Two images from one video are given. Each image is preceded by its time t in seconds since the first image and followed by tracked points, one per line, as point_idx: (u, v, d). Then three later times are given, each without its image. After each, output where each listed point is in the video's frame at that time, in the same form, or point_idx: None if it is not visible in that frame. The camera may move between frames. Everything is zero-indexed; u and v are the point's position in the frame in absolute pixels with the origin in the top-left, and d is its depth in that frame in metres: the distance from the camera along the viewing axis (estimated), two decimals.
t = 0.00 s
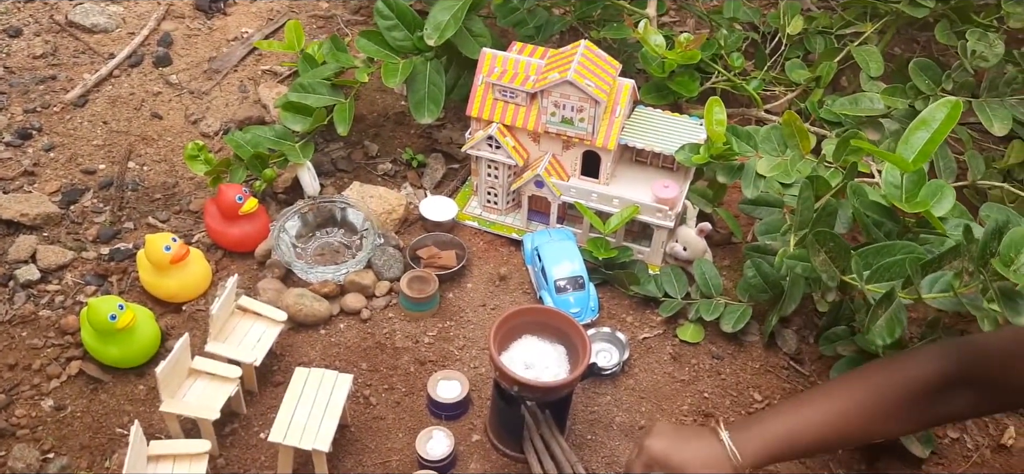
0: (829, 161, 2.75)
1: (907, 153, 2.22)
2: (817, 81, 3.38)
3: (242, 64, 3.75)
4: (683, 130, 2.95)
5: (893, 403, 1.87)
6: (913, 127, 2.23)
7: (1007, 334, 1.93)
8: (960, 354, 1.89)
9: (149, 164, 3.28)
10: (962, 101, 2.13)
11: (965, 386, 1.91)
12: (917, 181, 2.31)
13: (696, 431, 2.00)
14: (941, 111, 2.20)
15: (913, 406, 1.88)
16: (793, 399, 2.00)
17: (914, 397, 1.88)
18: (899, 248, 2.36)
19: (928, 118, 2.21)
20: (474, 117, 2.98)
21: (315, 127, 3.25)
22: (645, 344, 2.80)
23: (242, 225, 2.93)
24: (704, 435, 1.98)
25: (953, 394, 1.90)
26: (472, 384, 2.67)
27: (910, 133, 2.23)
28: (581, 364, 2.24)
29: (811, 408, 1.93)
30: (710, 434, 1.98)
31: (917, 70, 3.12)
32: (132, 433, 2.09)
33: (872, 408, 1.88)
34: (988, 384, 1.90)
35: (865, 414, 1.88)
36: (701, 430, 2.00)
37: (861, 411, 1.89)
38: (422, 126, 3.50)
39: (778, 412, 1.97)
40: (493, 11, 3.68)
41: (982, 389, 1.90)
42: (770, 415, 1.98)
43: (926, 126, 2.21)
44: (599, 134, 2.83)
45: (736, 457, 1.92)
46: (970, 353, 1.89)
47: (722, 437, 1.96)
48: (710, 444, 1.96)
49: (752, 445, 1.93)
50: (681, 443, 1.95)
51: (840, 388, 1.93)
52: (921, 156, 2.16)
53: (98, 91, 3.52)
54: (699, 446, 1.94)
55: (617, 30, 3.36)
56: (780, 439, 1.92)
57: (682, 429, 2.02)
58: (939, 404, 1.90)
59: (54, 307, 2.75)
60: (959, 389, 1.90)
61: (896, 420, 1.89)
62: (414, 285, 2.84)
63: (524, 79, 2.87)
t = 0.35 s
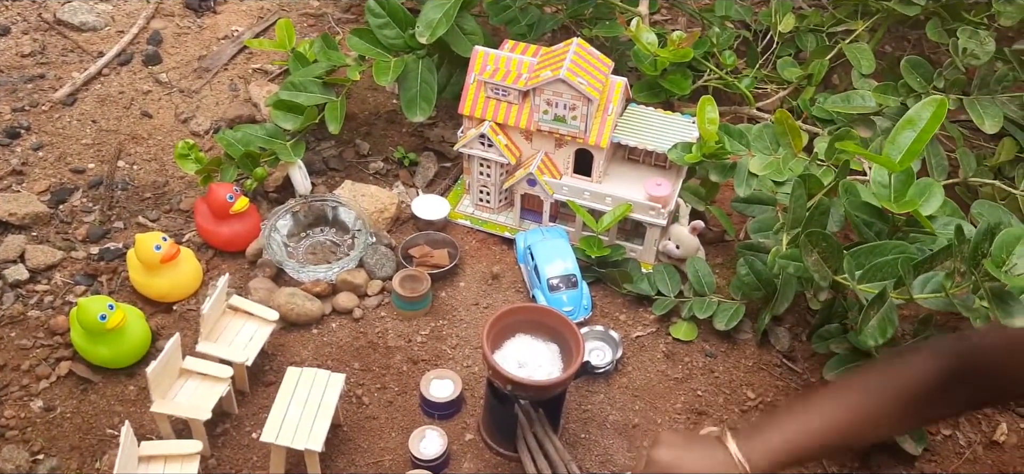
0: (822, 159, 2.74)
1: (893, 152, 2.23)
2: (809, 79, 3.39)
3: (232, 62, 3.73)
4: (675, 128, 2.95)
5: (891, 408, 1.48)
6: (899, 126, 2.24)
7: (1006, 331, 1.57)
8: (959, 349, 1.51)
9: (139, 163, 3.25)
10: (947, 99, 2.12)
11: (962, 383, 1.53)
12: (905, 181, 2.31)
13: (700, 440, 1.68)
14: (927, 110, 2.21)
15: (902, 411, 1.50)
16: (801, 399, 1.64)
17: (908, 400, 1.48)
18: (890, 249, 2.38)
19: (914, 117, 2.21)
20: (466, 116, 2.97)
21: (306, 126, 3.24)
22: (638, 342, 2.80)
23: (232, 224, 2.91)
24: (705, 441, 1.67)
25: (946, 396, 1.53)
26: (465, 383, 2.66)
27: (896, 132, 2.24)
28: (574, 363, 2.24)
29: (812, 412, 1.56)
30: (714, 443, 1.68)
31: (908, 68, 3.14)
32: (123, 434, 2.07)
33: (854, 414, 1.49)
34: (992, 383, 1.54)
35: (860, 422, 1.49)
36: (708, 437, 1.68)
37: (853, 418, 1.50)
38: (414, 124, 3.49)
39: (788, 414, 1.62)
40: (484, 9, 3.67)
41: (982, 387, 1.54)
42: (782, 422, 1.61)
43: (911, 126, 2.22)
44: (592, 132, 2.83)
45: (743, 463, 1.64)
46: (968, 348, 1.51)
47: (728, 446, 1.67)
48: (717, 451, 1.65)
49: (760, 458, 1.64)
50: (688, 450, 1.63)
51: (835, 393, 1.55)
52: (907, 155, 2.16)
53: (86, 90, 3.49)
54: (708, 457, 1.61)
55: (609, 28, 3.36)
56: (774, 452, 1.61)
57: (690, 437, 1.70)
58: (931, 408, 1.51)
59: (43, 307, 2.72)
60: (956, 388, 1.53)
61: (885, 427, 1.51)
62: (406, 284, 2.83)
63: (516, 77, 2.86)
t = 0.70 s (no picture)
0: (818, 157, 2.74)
1: (892, 149, 2.22)
2: (804, 77, 3.39)
3: (227, 60, 3.71)
4: (671, 125, 2.95)
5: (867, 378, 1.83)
6: (898, 122, 2.23)
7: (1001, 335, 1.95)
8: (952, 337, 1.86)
9: (133, 161, 3.24)
10: (948, 96, 2.11)
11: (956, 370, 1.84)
12: (903, 177, 2.31)
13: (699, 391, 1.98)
14: (927, 107, 2.19)
15: (895, 381, 1.83)
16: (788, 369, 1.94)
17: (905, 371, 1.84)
18: (890, 249, 2.34)
19: (914, 114, 2.20)
20: (461, 113, 2.97)
21: (301, 124, 3.23)
22: (634, 341, 2.79)
23: (227, 222, 2.90)
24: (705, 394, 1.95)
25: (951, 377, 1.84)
26: (460, 381, 2.66)
27: (895, 129, 2.23)
28: (571, 361, 2.24)
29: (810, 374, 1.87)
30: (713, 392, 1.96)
31: (903, 66, 3.14)
32: (117, 433, 2.06)
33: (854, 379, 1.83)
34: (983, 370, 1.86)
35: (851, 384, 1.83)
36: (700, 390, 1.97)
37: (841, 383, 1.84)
38: (409, 122, 3.48)
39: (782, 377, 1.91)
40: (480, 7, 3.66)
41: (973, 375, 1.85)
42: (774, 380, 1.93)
43: (911, 122, 2.20)
44: (588, 130, 2.82)
45: (738, 414, 1.88)
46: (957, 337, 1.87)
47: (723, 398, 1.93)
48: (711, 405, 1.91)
49: (754, 405, 1.89)
50: (678, 399, 1.92)
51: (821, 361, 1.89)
52: (907, 151, 2.16)
53: (80, 87, 3.48)
54: (701, 401, 1.92)
55: (605, 26, 3.36)
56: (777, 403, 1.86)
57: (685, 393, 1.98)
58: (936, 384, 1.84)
59: (37, 306, 2.71)
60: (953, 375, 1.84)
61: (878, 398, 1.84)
62: (402, 282, 2.82)
63: (512, 75, 2.86)
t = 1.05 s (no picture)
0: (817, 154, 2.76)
1: (890, 145, 2.24)
2: (802, 75, 3.39)
3: (223, 58, 3.70)
4: (669, 123, 2.94)
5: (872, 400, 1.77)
6: (897, 119, 2.25)
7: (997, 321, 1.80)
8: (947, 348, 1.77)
9: (130, 159, 3.23)
10: (945, 92, 2.16)
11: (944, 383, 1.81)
12: (902, 173, 2.32)
13: (690, 434, 1.97)
14: (925, 103, 2.23)
15: (889, 406, 1.78)
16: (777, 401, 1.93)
17: (897, 395, 1.77)
18: (885, 240, 2.37)
19: (912, 110, 2.23)
20: (459, 111, 2.96)
21: (298, 122, 3.22)
22: (632, 339, 2.79)
23: (224, 221, 2.90)
24: (698, 438, 1.94)
25: (929, 391, 1.80)
26: (458, 380, 2.66)
27: (893, 125, 2.25)
28: (569, 360, 2.23)
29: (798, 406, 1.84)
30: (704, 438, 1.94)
31: (902, 64, 3.16)
32: (113, 432, 2.05)
33: (845, 414, 1.79)
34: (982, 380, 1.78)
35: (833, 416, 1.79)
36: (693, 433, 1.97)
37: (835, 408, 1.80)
38: (406, 120, 3.47)
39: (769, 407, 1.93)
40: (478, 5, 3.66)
41: (969, 386, 1.78)
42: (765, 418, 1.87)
43: (909, 118, 2.23)
44: (586, 129, 2.82)
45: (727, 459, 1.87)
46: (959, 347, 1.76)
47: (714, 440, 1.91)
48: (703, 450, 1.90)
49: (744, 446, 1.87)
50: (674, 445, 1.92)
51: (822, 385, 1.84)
52: (905, 147, 2.18)
53: (76, 85, 3.46)
54: (693, 447, 1.91)
55: (602, 24, 3.36)
56: (771, 445, 1.85)
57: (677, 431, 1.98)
58: (921, 403, 1.80)
59: (33, 304, 2.70)
60: (941, 386, 1.80)
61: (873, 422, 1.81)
62: (399, 280, 2.82)
63: (510, 73, 2.85)
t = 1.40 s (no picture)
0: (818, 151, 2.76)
1: (896, 142, 2.25)
2: (802, 73, 3.39)
3: (223, 55, 3.70)
4: (669, 121, 2.94)
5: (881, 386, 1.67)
6: (903, 116, 2.26)
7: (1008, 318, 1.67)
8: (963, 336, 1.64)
9: (129, 156, 3.22)
10: (952, 90, 2.16)
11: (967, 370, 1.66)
12: (906, 171, 2.34)
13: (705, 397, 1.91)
14: (932, 101, 2.23)
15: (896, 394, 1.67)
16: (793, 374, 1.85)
17: (906, 381, 1.65)
18: (892, 240, 2.35)
19: (918, 107, 2.23)
20: (459, 109, 2.95)
21: (298, 119, 3.21)
22: (632, 337, 2.79)
23: (224, 218, 2.89)
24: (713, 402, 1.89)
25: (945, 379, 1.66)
26: (458, 377, 2.65)
27: (900, 122, 2.25)
28: (569, 357, 2.23)
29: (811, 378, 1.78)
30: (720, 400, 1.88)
31: (903, 62, 3.14)
32: (113, 430, 2.05)
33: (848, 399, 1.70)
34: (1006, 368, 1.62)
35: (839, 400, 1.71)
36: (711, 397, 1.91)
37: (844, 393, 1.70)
38: (406, 118, 3.47)
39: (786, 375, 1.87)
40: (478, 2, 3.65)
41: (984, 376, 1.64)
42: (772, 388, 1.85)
43: (915, 116, 2.23)
44: (586, 126, 2.81)
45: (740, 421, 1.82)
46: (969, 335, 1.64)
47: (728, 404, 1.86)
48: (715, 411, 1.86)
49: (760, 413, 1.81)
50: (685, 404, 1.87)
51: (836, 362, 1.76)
52: (911, 145, 2.19)
53: (75, 82, 3.46)
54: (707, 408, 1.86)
55: (603, 22, 3.35)
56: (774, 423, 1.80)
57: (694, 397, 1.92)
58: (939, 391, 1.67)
59: (32, 302, 2.70)
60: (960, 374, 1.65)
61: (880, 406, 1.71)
62: (400, 278, 2.82)
63: (510, 70, 2.85)
